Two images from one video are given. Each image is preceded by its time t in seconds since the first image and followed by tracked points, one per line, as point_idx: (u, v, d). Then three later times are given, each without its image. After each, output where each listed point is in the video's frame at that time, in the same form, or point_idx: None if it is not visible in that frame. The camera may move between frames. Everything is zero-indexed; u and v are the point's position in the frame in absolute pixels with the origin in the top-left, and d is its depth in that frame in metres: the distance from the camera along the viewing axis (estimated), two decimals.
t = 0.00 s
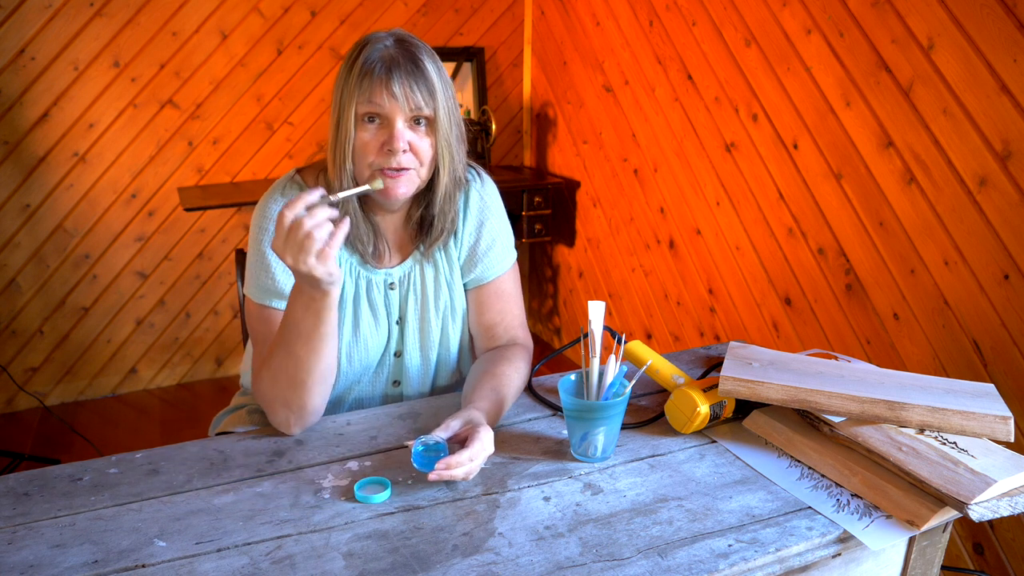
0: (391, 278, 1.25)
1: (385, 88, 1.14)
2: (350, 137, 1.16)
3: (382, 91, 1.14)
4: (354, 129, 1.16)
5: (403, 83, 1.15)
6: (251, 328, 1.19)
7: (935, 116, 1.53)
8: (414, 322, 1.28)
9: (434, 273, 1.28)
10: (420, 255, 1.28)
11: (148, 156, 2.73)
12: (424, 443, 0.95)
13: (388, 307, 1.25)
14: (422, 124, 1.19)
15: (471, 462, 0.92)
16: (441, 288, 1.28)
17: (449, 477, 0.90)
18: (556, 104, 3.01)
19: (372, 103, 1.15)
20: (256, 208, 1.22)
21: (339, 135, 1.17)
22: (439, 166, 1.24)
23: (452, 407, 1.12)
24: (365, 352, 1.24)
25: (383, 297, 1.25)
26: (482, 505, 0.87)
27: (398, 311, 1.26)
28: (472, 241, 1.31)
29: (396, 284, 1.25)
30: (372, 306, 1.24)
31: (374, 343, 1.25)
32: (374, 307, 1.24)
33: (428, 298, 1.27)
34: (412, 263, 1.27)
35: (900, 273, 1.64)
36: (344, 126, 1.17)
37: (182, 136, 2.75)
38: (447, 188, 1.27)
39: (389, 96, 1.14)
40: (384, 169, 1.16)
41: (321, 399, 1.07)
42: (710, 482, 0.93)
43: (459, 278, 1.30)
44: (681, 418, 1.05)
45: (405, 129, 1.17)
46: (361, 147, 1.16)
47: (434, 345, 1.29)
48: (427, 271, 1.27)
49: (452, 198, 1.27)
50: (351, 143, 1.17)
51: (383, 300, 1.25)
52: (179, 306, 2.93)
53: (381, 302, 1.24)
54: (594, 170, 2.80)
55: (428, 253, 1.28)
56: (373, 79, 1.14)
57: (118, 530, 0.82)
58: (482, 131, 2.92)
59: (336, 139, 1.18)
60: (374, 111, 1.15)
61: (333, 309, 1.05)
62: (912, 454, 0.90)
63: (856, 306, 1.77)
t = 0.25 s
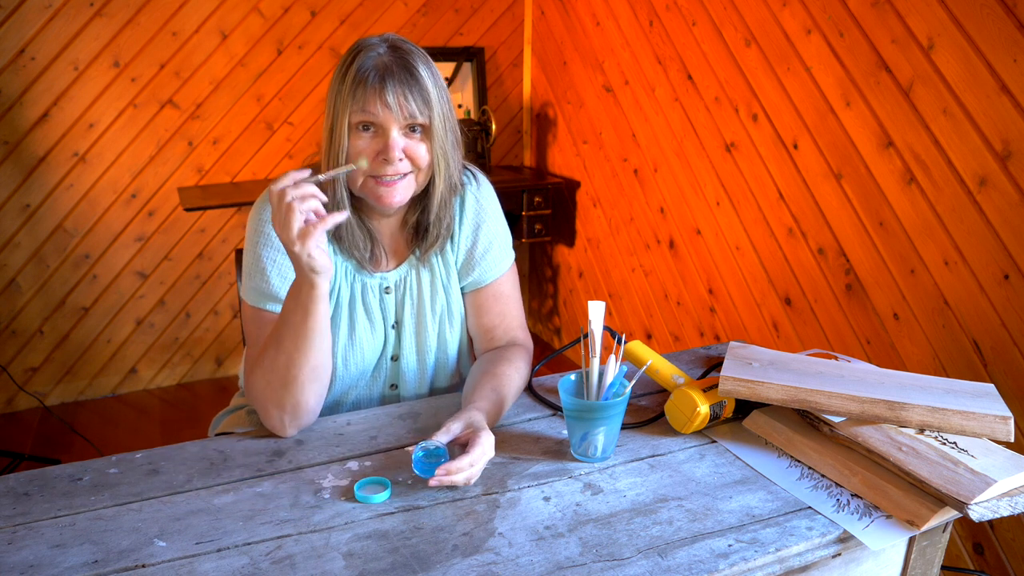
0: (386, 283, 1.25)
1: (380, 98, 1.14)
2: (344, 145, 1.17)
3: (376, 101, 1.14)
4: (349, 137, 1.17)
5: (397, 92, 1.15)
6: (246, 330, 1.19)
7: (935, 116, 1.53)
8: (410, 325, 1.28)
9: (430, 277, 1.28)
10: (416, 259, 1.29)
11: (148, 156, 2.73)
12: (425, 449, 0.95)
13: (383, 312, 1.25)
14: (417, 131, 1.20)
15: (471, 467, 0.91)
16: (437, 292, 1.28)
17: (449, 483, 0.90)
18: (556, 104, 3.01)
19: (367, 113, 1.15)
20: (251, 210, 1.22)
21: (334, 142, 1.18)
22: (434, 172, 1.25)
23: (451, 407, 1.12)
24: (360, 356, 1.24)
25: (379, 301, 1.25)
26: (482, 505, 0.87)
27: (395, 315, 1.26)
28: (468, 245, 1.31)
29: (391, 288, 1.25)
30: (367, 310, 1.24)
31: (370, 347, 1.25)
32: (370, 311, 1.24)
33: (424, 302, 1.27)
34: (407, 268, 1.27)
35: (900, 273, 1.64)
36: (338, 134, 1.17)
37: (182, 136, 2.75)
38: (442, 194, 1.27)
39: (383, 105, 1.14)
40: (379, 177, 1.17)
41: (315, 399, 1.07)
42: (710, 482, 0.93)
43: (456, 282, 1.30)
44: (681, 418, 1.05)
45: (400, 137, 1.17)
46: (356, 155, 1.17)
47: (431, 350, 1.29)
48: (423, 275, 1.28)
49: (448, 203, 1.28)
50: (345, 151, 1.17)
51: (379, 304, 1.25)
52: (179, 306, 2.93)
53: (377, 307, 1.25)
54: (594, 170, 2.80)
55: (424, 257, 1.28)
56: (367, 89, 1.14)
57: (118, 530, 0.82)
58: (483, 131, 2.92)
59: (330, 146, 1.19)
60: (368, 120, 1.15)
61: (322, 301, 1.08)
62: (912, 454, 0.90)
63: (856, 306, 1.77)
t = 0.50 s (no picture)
0: (385, 284, 1.25)
1: (381, 102, 1.14)
2: (346, 148, 1.16)
3: (378, 105, 1.14)
4: (350, 140, 1.16)
5: (399, 96, 1.14)
6: (245, 331, 1.19)
7: (935, 116, 1.53)
8: (409, 326, 1.28)
9: (429, 278, 1.28)
10: (415, 261, 1.28)
11: (148, 156, 2.73)
12: (424, 448, 0.95)
13: (383, 313, 1.25)
14: (418, 134, 1.19)
15: (471, 466, 0.91)
16: (436, 293, 1.28)
17: (448, 483, 0.90)
18: (556, 104, 3.01)
19: (368, 117, 1.14)
20: (251, 210, 1.22)
21: (334, 145, 1.17)
22: (435, 175, 1.24)
23: (451, 407, 1.12)
24: (359, 357, 1.24)
25: (378, 302, 1.25)
26: (482, 505, 0.87)
27: (394, 316, 1.26)
28: (468, 246, 1.31)
29: (391, 289, 1.25)
30: (367, 311, 1.24)
31: (370, 349, 1.25)
32: (370, 313, 1.24)
33: (423, 303, 1.27)
34: (407, 269, 1.28)
35: (900, 273, 1.64)
36: (339, 137, 1.16)
37: (182, 136, 2.75)
38: (443, 197, 1.27)
39: (384, 109, 1.14)
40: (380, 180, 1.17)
41: (316, 400, 1.07)
42: (709, 482, 0.93)
43: (455, 283, 1.30)
44: (681, 418, 1.05)
45: (400, 141, 1.17)
46: (357, 158, 1.17)
47: (431, 351, 1.29)
48: (422, 276, 1.28)
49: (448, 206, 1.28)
50: (346, 154, 1.17)
51: (378, 305, 1.25)
52: (179, 306, 2.93)
53: (376, 308, 1.25)
54: (594, 170, 2.80)
55: (423, 259, 1.28)
56: (368, 92, 1.13)
57: (118, 530, 0.82)
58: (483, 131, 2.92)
59: (331, 149, 1.18)
60: (369, 123, 1.15)
61: (326, 304, 1.07)
62: (912, 454, 0.90)
63: (856, 306, 1.77)
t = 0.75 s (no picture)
0: (386, 284, 1.25)
1: (383, 105, 1.13)
2: (347, 152, 1.16)
3: (379, 109, 1.13)
4: (351, 143, 1.16)
5: (400, 99, 1.14)
6: (246, 330, 1.19)
7: (934, 116, 1.53)
8: (410, 326, 1.28)
9: (429, 278, 1.28)
10: (415, 262, 1.28)
11: (148, 156, 2.73)
12: (424, 447, 0.94)
13: (383, 313, 1.25)
14: (419, 137, 1.19)
15: (471, 466, 0.91)
16: (436, 293, 1.28)
17: (449, 483, 0.90)
18: (556, 104, 3.01)
19: (369, 120, 1.14)
20: (251, 210, 1.22)
21: (336, 148, 1.17)
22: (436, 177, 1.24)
23: (451, 407, 1.12)
24: (359, 357, 1.24)
25: (379, 302, 1.25)
26: (482, 505, 0.87)
27: (394, 317, 1.26)
28: (468, 246, 1.31)
29: (391, 289, 1.25)
30: (367, 312, 1.24)
31: (370, 349, 1.25)
32: (370, 313, 1.24)
33: (424, 303, 1.27)
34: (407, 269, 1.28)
35: (900, 273, 1.64)
36: (341, 140, 1.16)
37: (182, 136, 2.76)
38: (444, 200, 1.27)
39: (386, 112, 1.14)
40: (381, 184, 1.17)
41: (316, 401, 1.07)
42: (709, 482, 0.93)
43: (455, 283, 1.30)
44: (681, 418, 1.05)
45: (402, 144, 1.17)
46: (358, 162, 1.17)
47: (431, 351, 1.29)
48: (422, 276, 1.28)
49: (450, 209, 1.28)
50: (348, 157, 1.17)
51: (378, 305, 1.25)
52: (178, 306, 2.93)
53: (376, 308, 1.25)
54: (594, 170, 2.80)
55: (423, 260, 1.28)
56: (370, 95, 1.13)
57: (118, 530, 0.82)
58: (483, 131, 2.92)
59: (332, 152, 1.18)
60: (371, 127, 1.15)
61: (328, 306, 1.08)
62: (912, 454, 0.90)
63: (856, 306, 1.77)
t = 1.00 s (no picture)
0: (387, 282, 1.25)
1: (395, 114, 1.12)
2: (356, 157, 1.15)
3: (391, 117, 1.12)
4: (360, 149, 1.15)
5: (412, 107, 1.13)
6: (245, 329, 1.17)
7: (934, 116, 1.53)
8: (409, 325, 1.28)
9: (430, 276, 1.28)
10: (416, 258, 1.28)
11: (148, 156, 2.73)
12: (424, 450, 0.95)
13: (384, 311, 1.25)
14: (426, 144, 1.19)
15: (471, 466, 0.91)
16: (437, 290, 1.28)
17: (449, 484, 0.90)
18: (556, 104, 3.01)
19: (380, 128, 1.13)
20: (253, 208, 1.22)
21: (343, 152, 1.16)
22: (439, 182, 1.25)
23: (452, 407, 1.12)
24: (358, 356, 1.24)
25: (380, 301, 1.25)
26: (482, 505, 0.87)
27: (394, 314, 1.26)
28: (469, 244, 1.31)
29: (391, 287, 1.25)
30: (366, 309, 1.24)
31: (368, 346, 1.25)
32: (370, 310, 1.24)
33: (424, 300, 1.28)
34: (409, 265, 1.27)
35: (900, 273, 1.64)
36: (349, 145, 1.15)
37: (182, 136, 2.75)
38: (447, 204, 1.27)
39: (398, 121, 1.13)
40: (387, 190, 1.17)
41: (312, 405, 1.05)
42: (709, 482, 0.93)
43: (455, 281, 1.30)
44: (681, 418, 1.04)
45: (410, 152, 1.16)
46: (366, 168, 1.16)
47: (431, 348, 1.30)
48: (423, 273, 1.28)
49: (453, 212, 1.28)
50: (355, 163, 1.16)
51: (379, 304, 1.25)
52: (179, 306, 2.93)
53: (376, 306, 1.24)
54: (594, 170, 2.80)
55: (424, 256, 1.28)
56: (382, 104, 1.12)
57: (118, 530, 0.82)
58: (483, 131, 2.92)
59: (338, 154, 1.17)
60: (381, 135, 1.14)
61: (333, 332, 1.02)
62: (912, 454, 0.90)
63: (856, 306, 1.77)
